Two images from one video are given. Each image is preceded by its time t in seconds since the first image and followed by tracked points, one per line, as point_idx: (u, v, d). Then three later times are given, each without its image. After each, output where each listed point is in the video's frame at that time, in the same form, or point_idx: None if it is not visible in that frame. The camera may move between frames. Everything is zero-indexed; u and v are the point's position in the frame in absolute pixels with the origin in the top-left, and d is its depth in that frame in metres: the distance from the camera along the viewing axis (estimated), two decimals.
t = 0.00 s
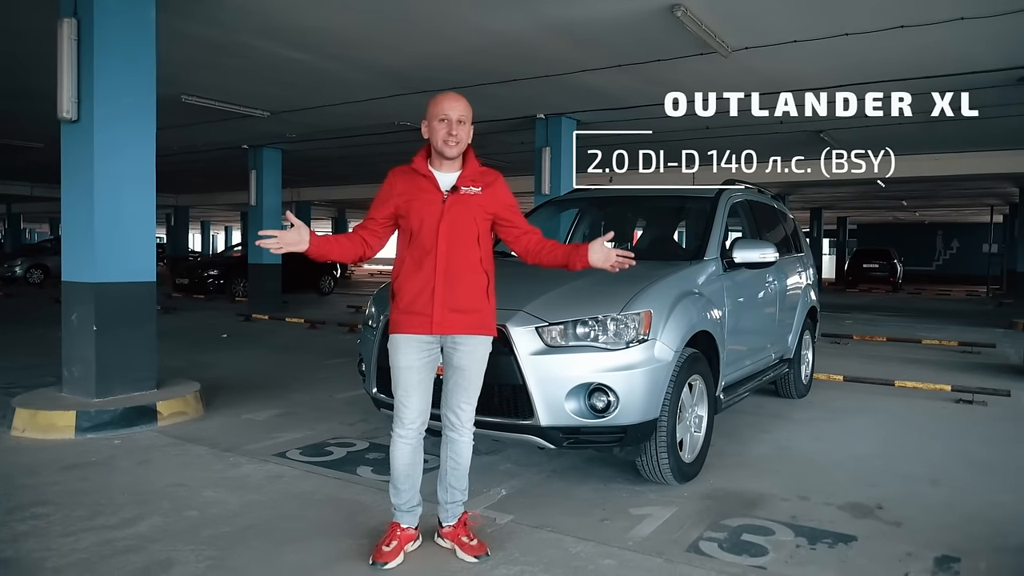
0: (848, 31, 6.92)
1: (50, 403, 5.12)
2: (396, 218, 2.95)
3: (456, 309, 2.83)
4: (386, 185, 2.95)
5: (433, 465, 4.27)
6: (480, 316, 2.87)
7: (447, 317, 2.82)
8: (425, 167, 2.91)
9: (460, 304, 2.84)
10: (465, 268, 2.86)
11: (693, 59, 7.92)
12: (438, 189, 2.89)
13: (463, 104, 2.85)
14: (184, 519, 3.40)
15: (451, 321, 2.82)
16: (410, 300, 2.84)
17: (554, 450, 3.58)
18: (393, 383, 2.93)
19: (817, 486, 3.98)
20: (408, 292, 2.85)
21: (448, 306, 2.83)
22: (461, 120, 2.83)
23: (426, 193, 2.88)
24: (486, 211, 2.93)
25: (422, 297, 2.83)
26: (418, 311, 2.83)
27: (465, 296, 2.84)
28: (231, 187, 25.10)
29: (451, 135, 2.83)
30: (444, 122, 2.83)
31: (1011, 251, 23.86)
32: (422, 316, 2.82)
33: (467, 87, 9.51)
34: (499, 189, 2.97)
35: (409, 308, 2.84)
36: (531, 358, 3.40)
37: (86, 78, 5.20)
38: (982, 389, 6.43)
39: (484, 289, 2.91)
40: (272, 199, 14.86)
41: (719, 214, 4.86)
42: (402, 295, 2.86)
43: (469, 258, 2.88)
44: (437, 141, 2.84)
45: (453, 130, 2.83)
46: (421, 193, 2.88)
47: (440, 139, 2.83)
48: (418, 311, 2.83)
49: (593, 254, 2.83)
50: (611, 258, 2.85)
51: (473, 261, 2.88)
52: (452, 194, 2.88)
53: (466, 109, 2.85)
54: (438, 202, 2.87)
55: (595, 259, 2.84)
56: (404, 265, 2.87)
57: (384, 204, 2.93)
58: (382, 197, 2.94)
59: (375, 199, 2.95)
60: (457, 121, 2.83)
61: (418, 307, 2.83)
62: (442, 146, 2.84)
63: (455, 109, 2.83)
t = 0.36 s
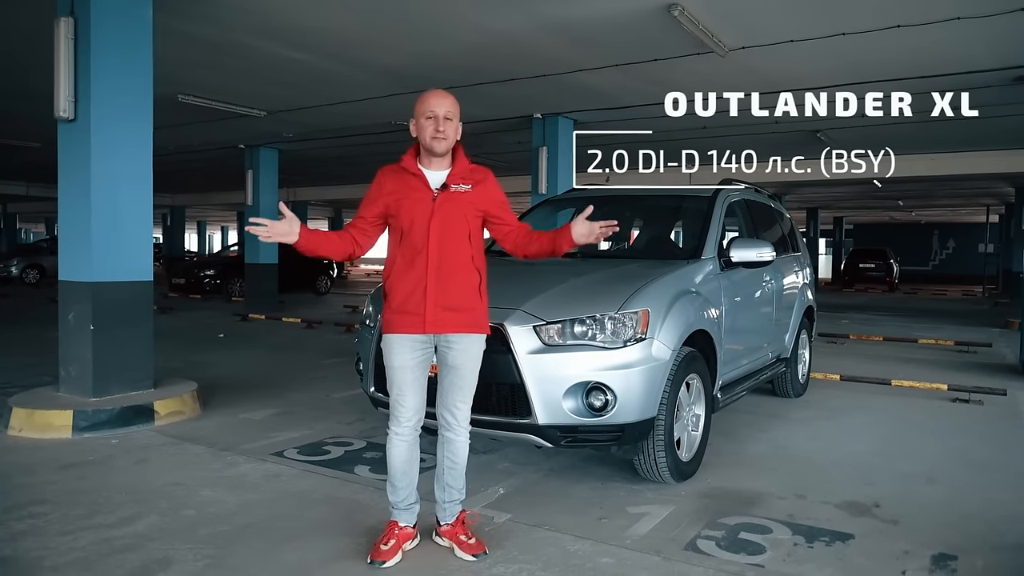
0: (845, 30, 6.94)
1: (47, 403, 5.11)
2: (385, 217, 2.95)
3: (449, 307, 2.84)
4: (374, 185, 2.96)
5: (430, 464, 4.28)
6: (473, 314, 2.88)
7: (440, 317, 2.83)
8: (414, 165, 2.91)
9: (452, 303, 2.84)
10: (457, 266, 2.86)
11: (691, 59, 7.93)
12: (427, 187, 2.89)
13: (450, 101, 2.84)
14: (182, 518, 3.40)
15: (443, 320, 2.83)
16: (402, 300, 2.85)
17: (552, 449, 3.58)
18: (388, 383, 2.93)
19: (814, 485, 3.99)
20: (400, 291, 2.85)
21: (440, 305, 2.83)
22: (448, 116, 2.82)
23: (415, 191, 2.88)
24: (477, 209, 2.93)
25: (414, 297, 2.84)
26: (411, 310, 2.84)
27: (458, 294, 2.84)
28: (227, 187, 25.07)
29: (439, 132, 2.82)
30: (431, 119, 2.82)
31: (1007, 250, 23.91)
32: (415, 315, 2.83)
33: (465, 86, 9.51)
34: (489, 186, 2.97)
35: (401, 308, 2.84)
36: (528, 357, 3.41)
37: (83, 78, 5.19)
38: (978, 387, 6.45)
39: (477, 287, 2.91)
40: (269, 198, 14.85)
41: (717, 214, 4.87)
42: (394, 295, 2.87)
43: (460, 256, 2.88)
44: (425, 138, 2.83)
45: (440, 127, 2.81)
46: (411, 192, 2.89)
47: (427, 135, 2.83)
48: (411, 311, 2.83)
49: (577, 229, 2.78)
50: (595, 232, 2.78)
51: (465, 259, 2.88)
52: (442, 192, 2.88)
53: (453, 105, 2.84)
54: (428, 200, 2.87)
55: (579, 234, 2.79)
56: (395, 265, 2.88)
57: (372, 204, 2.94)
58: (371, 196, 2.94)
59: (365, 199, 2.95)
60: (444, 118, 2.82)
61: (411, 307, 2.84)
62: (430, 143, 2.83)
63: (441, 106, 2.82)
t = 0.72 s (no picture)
0: (843, 31, 6.96)
1: (46, 403, 5.10)
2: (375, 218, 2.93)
3: (441, 307, 2.84)
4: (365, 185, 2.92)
5: (429, 464, 4.28)
6: (466, 314, 2.88)
7: (434, 317, 2.83)
8: (401, 167, 2.91)
9: (445, 303, 2.85)
10: (449, 267, 2.87)
11: (690, 59, 7.94)
12: (416, 188, 2.88)
13: (433, 101, 2.86)
14: (182, 518, 3.40)
15: (436, 321, 2.83)
16: (395, 302, 2.84)
17: (551, 449, 3.58)
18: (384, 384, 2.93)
19: (813, 484, 4.00)
20: (392, 293, 2.85)
21: (434, 305, 2.84)
22: (431, 116, 2.84)
23: (404, 192, 2.87)
24: (466, 208, 2.93)
25: (407, 298, 2.83)
26: (403, 314, 2.83)
27: (450, 295, 2.85)
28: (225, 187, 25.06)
29: (423, 133, 2.84)
30: (415, 120, 2.84)
31: (1004, 250, 23.96)
32: (408, 318, 2.83)
33: (464, 86, 9.51)
34: (477, 185, 2.97)
35: (394, 310, 2.84)
36: (528, 357, 3.41)
37: (82, 77, 5.19)
38: (976, 387, 6.46)
39: (469, 287, 2.92)
40: (267, 198, 14.84)
41: (715, 213, 4.88)
42: (386, 297, 2.86)
43: (452, 256, 2.88)
44: (410, 139, 2.85)
45: (424, 128, 2.84)
46: (401, 193, 2.87)
47: (413, 137, 2.84)
48: (404, 312, 2.83)
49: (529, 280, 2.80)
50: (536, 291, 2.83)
51: (456, 260, 2.89)
52: (431, 193, 2.87)
53: (436, 104, 2.86)
54: (418, 201, 2.86)
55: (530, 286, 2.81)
56: (386, 269, 2.87)
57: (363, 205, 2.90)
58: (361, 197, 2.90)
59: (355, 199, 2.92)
60: (428, 118, 2.84)
61: (404, 308, 2.83)
62: (416, 144, 2.85)
63: (423, 106, 2.84)
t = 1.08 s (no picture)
0: (843, 31, 6.97)
1: (48, 403, 5.11)
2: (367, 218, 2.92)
3: (438, 308, 2.85)
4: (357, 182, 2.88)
5: (431, 464, 4.29)
6: (462, 314, 2.89)
7: (430, 318, 2.84)
8: (393, 170, 2.90)
9: (441, 304, 2.86)
10: (444, 269, 2.88)
11: (690, 59, 7.95)
12: (408, 189, 2.88)
13: (419, 101, 2.86)
14: (185, 518, 3.41)
15: (433, 322, 2.84)
16: (391, 304, 2.85)
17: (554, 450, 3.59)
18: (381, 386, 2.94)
19: (815, 484, 4.01)
20: (388, 295, 2.85)
21: (430, 306, 2.85)
22: (418, 116, 2.84)
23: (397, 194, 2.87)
24: (459, 208, 2.94)
25: (403, 299, 2.84)
26: (398, 316, 2.84)
27: (445, 296, 2.86)
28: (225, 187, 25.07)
29: (411, 133, 2.83)
30: (402, 121, 2.84)
31: (1003, 250, 23.99)
32: (404, 320, 2.84)
33: (464, 87, 9.52)
34: (469, 187, 2.98)
35: (389, 312, 2.85)
36: (530, 357, 3.42)
37: (84, 78, 5.19)
38: (976, 388, 6.48)
39: (464, 288, 2.93)
40: (266, 198, 14.85)
41: (717, 214, 4.88)
42: (382, 299, 2.87)
43: (446, 258, 2.89)
44: (398, 140, 2.84)
45: (411, 128, 2.83)
46: (392, 194, 2.86)
47: (401, 138, 2.84)
48: (400, 314, 2.84)
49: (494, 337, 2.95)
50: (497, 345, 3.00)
51: (450, 262, 2.90)
52: (424, 195, 2.88)
53: (423, 105, 2.86)
54: (412, 203, 2.86)
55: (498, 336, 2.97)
56: (382, 269, 2.87)
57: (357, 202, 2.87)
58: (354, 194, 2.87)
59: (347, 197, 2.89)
60: (415, 118, 2.84)
61: (400, 310, 2.84)
62: (405, 145, 2.84)
63: (410, 107, 2.83)
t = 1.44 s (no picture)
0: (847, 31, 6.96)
1: (54, 403, 5.12)
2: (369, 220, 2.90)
3: (443, 308, 2.86)
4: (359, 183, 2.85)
5: (436, 464, 4.29)
6: (466, 314, 2.91)
7: (436, 319, 2.85)
8: (395, 170, 2.89)
9: (446, 304, 2.87)
10: (448, 269, 2.90)
11: (694, 59, 7.94)
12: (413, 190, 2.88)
13: (421, 103, 2.85)
14: (192, 518, 3.41)
15: (439, 322, 2.85)
16: (396, 305, 2.85)
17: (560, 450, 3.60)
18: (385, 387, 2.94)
19: (820, 484, 4.01)
20: (393, 296, 2.85)
21: (436, 307, 2.85)
22: (421, 118, 2.84)
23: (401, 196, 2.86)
24: (462, 209, 2.96)
25: (408, 301, 2.84)
26: (405, 317, 2.84)
27: (451, 296, 2.87)
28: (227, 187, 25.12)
29: (415, 135, 2.83)
30: (404, 124, 2.83)
31: (1007, 251, 23.94)
32: (411, 321, 2.84)
33: (467, 87, 9.52)
34: (470, 189, 3.00)
35: (395, 313, 2.84)
36: (537, 358, 3.42)
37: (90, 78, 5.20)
38: (981, 388, 6.47)
39: (466, 288, 2.95)
40: (270, 198, 14.87)
41: (722, 215, 4.87)
42: (387, 301, 2.86)
43: (449, 258, 2.91)
44: (402, 142, 2.84)
45: (415, 130, 2.83)
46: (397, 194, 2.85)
47: (405, 140, 2.84)
48: (407, 315, 2.84)
49: (506, 329, 2.94)
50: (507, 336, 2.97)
51: (453, 262, 2.92)
52: (428, 196, 2.88)
53: (425, 106, 2.86)
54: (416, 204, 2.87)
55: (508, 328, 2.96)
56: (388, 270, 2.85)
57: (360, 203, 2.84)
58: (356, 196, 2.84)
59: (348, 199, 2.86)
60: (417, 120, 2.84)
61: (405, 311, 2.84)
62: (408, 147, 2.84)
63: (413, 109, 2.83)
